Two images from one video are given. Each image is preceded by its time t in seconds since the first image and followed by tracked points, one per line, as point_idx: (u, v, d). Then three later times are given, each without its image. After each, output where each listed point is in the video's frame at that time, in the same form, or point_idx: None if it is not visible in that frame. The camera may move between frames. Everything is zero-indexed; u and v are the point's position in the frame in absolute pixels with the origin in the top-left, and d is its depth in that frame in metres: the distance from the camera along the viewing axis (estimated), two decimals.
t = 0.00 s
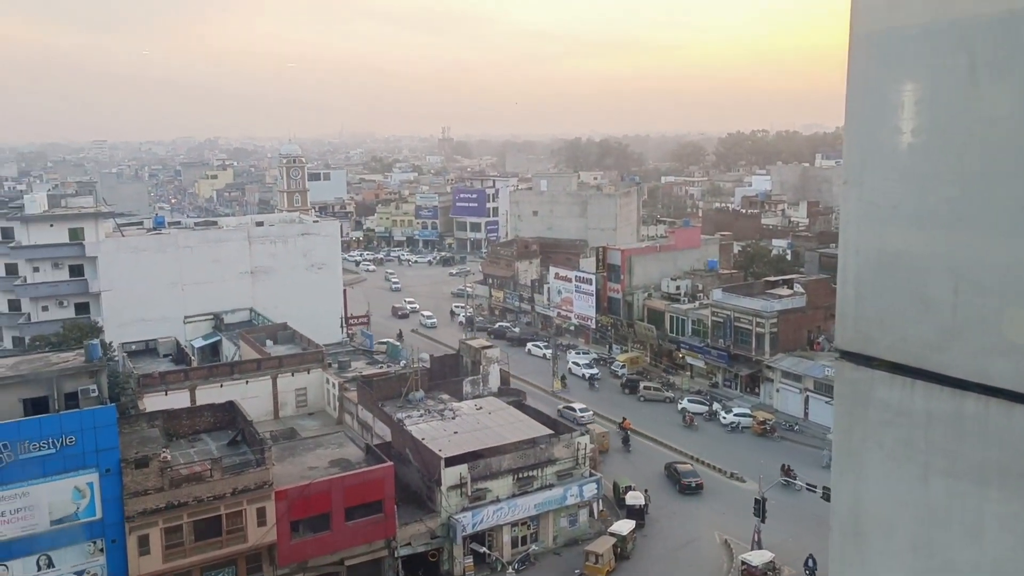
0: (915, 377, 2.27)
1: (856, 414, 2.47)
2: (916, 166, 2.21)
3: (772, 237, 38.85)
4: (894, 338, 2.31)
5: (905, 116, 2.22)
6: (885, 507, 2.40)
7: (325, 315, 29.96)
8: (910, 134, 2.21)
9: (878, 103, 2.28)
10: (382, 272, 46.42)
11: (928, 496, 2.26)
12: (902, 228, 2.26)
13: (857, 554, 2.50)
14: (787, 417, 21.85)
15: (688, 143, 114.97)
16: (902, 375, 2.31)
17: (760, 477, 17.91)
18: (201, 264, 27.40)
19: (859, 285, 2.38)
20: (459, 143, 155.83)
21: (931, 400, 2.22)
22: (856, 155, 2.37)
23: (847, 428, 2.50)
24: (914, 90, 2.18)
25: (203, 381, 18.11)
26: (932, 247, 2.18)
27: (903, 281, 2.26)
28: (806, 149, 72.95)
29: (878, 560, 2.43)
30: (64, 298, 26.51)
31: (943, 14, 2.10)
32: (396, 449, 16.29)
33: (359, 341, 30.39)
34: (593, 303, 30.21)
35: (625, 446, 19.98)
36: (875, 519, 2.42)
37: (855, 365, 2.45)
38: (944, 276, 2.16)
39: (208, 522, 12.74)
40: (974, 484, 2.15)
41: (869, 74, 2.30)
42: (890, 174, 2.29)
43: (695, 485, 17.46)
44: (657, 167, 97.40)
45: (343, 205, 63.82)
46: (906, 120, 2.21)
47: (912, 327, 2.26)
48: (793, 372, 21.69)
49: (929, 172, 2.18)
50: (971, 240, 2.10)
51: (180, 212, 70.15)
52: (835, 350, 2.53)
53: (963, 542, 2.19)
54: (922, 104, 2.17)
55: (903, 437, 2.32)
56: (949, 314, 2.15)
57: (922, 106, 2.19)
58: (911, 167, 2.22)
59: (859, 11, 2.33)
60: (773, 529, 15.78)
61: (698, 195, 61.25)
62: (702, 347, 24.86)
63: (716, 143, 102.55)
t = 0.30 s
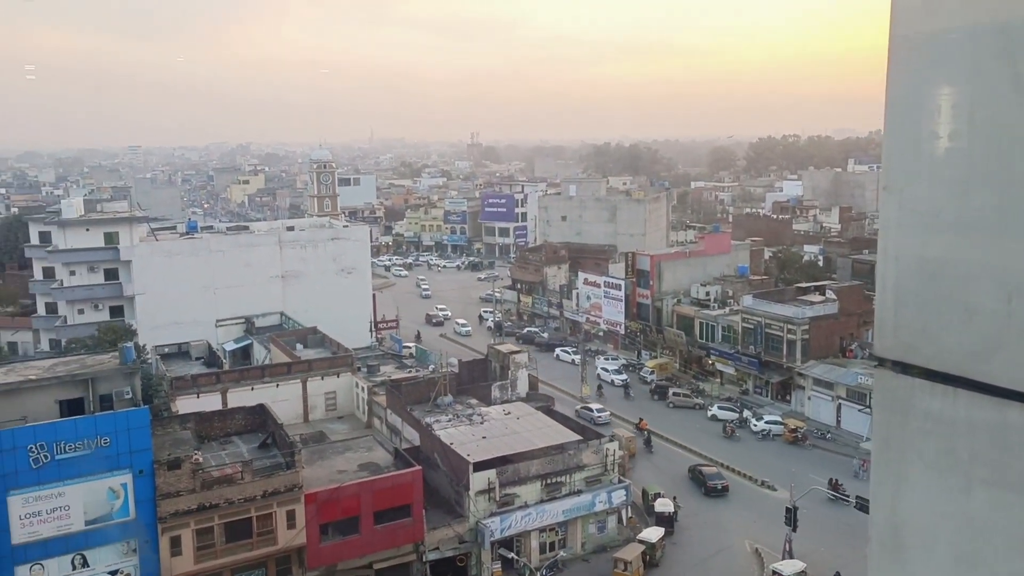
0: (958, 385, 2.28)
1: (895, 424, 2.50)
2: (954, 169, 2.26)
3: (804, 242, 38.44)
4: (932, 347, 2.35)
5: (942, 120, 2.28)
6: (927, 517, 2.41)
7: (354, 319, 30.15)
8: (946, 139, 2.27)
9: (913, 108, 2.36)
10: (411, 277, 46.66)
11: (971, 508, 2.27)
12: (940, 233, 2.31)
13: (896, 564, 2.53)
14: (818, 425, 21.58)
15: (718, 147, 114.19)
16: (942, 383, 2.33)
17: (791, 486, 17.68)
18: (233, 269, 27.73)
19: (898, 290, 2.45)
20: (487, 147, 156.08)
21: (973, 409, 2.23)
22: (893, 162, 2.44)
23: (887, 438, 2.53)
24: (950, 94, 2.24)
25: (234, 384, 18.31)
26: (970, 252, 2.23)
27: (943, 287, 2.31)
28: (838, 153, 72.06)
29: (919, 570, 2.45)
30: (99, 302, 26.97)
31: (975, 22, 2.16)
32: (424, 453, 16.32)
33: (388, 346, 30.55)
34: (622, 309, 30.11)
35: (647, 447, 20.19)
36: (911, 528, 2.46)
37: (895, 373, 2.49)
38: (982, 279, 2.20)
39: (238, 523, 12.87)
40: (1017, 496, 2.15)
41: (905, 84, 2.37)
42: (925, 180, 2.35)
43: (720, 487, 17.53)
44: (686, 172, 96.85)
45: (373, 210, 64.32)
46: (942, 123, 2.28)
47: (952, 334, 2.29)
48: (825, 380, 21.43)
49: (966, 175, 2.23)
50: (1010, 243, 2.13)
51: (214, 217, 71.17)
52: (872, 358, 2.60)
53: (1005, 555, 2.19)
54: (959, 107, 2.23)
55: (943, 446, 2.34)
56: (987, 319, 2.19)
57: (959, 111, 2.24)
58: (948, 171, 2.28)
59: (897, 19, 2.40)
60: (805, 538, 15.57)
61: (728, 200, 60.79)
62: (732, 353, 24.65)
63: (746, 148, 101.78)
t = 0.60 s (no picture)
0: (989, 392, 2.41)
1: (924, 431, 2.62)
2: (980, 172, 2.43)
3: (825, 247, 38.09)
4: (962, 351, 2.49)
5: (967, 124, 2.45)
6: (965, 524, 2.51)
7: (373, 323, 30.25)
8: (973, 143, 2.44)
9: (940, 117, 2.53)
10: (430, 281, 46.72)
11: (1003, 518, 2.39)
12: (971, 238, 2.46)
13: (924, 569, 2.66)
14: (841, 431, 21.40)
15: (738, 151, 113.47)
16: (974, 391, 2.45)
17: (813, 493, 17.52)
18: (254, 272, 27.93)
19: (929, 299, 2.59)
20: (506, 151, 156.19)
21: (1005, 416, 2.36)
22: (921, 173, 2.60)
23: (915, 447, 2.66)
24: (976, 97, 2.41)
25: (255, 387, 18.41)
26: (1000, 255, 2.37)
27: (975, 293, 2.44)
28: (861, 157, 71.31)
29: None
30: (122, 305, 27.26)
31: (999, 30, 2.34)
32: (443, 457, 16.32)
33: (407, 350, 30.61)
34: (641, 313, 30.03)
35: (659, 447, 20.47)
36: (942, 537, 2.58)
37: (925, 378, 2.62)
38: (1010, 283, 2.35)
39: (259, 526, 12.96)
40: None
41: (930, 97, 2.55)
42: (953, 186, 2.51)
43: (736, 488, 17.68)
44: (706, 176, 96.28)
45: (393, 214, 64.55)
46: (970, 127, 2.44)
47: (983, 339, 2.43)
48: (847, 386, 21.26)
49: (994, 178, 2.39)
50: None
51: (235, 221, 71.67)
52: (902, 368, 2.73)
53: None
54: (985, 111, 2.39)
55: (975, 456, 2.46)
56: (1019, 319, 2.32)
57: (986, 114, 2.41)
58: (976, 174, 2.44)
59: (923, 36, 2.59)
60: (826, 546, 15.41)
61: (749, 205, 60.35)
62: (753, 359, 24.48)
63: (767, 152, 101.04)
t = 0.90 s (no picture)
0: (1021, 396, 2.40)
1: (955, 438, 2.61)
2: (1013, 174, 2.42)
3: (849, 251, 37.74)
4: (995, 356, 2.47)
5: (997, 127, 2.45)
6: (994, 533, 2.52)
7: (394, 326, 30.36)
8: (1002, 146, 2.44)
9: (972, 121, 2.52)
10: (451, 284, 46.85)
11: None
12: (1002, 242, 2.46)
13: None
14: (865, 437, 21.18)
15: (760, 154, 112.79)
16: (1007, 396, 2.44)
17: (837, 499, 17.32)
18: (277, 274, 28.14)
19: (962, 302, 2.58)
20: (526, 154, 156.31)
21: None
22: (954, 176, 2.60)
23: (947, 456, 2.64)
24: (1006, 101, 2.41)
25: (277, 389, 18.54)
26: None
27: (1007, 297, 2.43)
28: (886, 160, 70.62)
29: None
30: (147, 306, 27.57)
31: None
32: (464, 460, 16.35)
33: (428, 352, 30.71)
34: (662, 317, 29.91)
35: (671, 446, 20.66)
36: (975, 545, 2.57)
37: (955, 384, 2.61)
38: None
39: (280, 527, 12.98)
40: None
41: (961, 100, 2.55)
42: (983, 191, 2.51)
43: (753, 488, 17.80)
44: (728, 179, 95.79)
45: (414, 217, 64.84)
46: (999, 130, 2.44)
47: (1015, 344, 2.42)
48: (871, 392, 21.06)
49: None
50: None
51: (258, 224, 72.35)
52: (933, 372, 2.72)
53: None
54: (1016, 113, 2.39)
55: (1010, 463, 2.45)
56: None
57: (1016, 117, 2.41)
58: (1008, 178, 2.43)
59: (955, 38, 2.58)
60: (850, 552, 15.23)
61: (771, 208, 59.99)
62: (776, 363, 24.28)
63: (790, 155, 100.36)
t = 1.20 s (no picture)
0: None
1: (978, 447, 2.60)
2: None
3: (867, 255, 37.50)
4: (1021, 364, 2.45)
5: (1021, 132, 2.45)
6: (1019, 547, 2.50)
7: (410, 327, 30.41)
8: None
9: (996, 126, 2.52)
10: (467, 286, 46.91)
11: None
12: None
13: None
14: (883, 443, 21.00)
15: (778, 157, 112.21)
16: None
17: (854, 506, 17.18)
18: (294, 276, 28.26)
19: (985, 307, 2.55)
20: (542, 156, 156.31)
21: None
22: (977, 180, 2.60)
23: (970, 466, 2.64)
24: None
25: (293, 390, 18.63)
26: None
27: None
28: (905, 163, 70.06)
29: None
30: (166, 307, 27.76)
31: None
32: (479, 462, 16.32)
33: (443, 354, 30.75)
34: (678, 320, 29.82)
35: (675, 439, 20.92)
36: (1000, 557, 2.55)
37: (978, 394, 2.59)
38: None
39: (296, 527, 13.04)
40: None
41: (985, 104, 2.54)
42: (1005, 194, 2.51)
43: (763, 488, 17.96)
44: (745, 183, 95.42)
45: (430, 219, 65.02)
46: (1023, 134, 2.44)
47: None
48: (890, 397, 20.86)
49: None
50: None
51: (275, 225, 72.76)
52: (959, 379, 2.66)
53: None
54: None
55: None
56: None
57: None
58: None
59: (982, 35, 2.57)
60: (868, 559, 15.10)
61: (789, 211, 59.67)
62: (793, 367, 24.11)
63: (808, 157, 99.74)
